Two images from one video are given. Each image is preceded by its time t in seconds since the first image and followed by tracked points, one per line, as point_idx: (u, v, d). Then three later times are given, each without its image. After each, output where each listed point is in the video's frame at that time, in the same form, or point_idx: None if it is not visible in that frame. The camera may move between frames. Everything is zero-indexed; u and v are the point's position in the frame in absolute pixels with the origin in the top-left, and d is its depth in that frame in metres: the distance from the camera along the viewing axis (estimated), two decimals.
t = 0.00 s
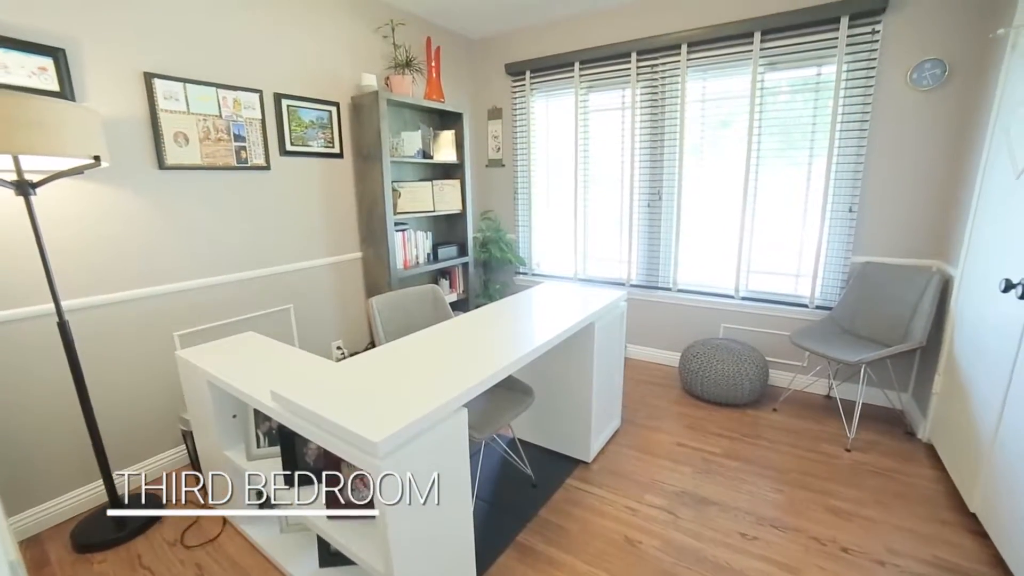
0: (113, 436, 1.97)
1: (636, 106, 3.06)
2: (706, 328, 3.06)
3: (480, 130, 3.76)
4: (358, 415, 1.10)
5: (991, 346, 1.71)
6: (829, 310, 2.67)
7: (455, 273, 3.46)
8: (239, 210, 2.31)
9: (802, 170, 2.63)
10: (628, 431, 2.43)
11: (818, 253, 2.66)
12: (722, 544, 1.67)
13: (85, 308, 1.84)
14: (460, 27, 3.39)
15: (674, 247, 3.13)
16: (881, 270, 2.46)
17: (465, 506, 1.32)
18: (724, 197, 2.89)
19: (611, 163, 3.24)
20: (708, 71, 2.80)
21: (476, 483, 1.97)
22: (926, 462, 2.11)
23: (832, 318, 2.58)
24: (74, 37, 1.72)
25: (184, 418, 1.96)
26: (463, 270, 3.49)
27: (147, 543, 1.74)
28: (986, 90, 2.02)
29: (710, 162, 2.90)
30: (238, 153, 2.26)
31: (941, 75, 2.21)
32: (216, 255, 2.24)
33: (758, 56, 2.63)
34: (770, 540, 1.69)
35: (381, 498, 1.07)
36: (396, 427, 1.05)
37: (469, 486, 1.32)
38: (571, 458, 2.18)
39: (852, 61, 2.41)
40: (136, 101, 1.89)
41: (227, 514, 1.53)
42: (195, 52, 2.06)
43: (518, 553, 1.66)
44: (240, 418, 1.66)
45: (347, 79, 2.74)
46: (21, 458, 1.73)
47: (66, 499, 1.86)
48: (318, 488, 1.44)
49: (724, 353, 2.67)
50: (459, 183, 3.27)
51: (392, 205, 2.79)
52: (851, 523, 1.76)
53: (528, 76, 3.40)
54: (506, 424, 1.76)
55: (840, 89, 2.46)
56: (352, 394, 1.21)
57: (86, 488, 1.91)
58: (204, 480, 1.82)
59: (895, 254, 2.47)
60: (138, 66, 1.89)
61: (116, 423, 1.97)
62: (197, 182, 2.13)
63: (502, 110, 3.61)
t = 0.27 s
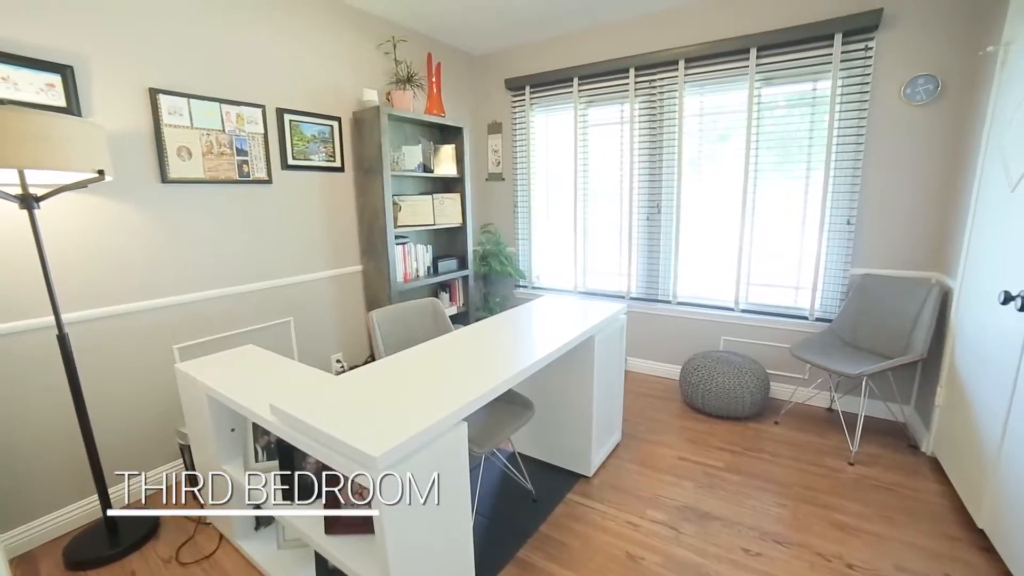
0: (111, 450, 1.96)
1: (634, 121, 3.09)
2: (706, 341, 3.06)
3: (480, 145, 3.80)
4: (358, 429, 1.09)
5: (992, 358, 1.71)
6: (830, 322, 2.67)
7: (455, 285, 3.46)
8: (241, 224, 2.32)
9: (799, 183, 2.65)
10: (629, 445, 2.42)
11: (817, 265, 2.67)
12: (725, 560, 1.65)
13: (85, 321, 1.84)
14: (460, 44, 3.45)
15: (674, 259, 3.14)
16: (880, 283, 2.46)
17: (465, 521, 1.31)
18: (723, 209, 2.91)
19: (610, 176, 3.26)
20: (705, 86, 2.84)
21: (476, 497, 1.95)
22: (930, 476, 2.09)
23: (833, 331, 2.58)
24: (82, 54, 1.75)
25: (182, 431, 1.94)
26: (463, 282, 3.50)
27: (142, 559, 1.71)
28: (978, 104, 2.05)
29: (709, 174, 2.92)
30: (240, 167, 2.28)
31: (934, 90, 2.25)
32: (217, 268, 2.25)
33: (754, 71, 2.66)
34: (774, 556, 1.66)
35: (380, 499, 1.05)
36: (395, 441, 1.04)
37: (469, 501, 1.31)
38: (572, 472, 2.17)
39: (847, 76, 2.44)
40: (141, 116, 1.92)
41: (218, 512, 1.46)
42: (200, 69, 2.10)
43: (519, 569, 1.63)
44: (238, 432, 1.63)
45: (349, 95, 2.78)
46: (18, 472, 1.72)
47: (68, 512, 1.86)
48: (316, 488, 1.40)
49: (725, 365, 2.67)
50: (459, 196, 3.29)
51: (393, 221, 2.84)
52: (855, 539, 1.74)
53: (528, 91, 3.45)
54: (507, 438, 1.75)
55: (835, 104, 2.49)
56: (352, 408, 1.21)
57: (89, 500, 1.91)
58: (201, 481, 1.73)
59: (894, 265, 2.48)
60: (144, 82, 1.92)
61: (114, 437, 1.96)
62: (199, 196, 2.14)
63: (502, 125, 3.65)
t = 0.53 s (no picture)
0: (108, 464, 1.94)
1: (633, 135, 3.12)
2: (707, 354, 3.05)
3: (480, 159, 3.84)
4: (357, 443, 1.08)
5: (994, 370, 1.71)
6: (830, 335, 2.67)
7: (455, 299, 3.46)
8: (242, 237, 2.33)
9: (797, 196, 2.67)
10: (630, 459, 2.39)
11: (817, 277, 2.67)
12: None
13: (84, 334, 1.84)
14: (461, 60, 3.51)
15: (673, 272, 3.14)
16: (879, 295, 2.47)
17: (464, 538, 1.29)
18: (722, 222, 2.92)
19: (609, 189, 3.29)
20: (703, 101, 2.88)
21: (475, 513, 1.92)
22: (936, 490, 2.07)
23: (833, 343, 2.57)
24: (87, 71, 1.77)
25: (179, 446, 1.93)
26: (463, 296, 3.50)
27: None
28: (971, 118, 2.08)
29: (707, 187, 2.94)
30: (241, 181, 2.30)
31: (928, 105, 2.28)
32: (218, 281, 2.25)
33: (751, 87, 2.70)
34: (777, 573, 1.64)
35: (380, 499, 1.01)
36: (396, 456, 1.04)
37: (468, 516, 1.29)
38: (572, 487, 2.14)
39: (842, 91, 2.48)
40: (145, 132, 1.94)
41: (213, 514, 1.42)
42: (204, 85, 2.13)
43: None
44: (236, 446, 1.61)
45: (350, 110, 2.81)
46: (14, 486, 1.70)
47: (66, 526, 1.85)
48: (315, 487, 1.37)
49: (725, 378, 2.66)
50: (459, 210, 3.32)
51: (393, 235, 2.85)
52: (860, 554, 1.71)
53: (527, 106, 3.50)
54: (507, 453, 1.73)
55: (831, 118, 2.52)
56: (351, 422, 1.20)
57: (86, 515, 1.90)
58: (200, 480, 1.66)
59: (892, 278, 2.48)
60: (148, 97, 1.95)
61: (111, 452, 1.95)
62: (201, 210, 2.16)
63: (502, 139, 3.69)
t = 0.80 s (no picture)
0: (103, 480, 1.92)
1: (631, 149, 3.16)
2: (707, 367, 3.04)
3: (480, 173, 3.88)
4: (357, 458, 1.07)
5: (997, 383, 1.70)
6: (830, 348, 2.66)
7: (455, 312, 3.46)
8: (243, 251, 2.35)
9: (795, 209, 2.69)
10: (631, 474, 2.37)
11: (816, 290, 2.68)
12: None
13: (84, 348, 1.83)
14: (461, 77, 3.56)
15: (673, 285, 3.15)
16: (879, 308, 2.47)
17: (463, 555, 1.27)
18: (721, 234, 2.94)
19: (609, 202, 3.31)
20: (700, 116, 2.92)
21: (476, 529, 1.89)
22: (941, 506, 2.04)
23: (834, 356, 2.56)
24: (93, 88, 1.80)
25: (175, 461, 1.91)
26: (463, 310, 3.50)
27: None
28: (964, 133, 2.11)
29: (706, 200, 2.96)
30: (243, 196, 2.32)
31: (922, 120, 2.32)
32: (218, 294, 2.26)
33: (747, 102, 2.74)
34: None
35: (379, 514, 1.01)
36: (395, 471, 1.03)
37: (467, 532, 1.28)
38: (573, 503, 2.12)
39: (838, 106, 2.52)
40: (148, 147, 1.97)
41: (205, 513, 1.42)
42: (208, 101, 2.16)
43: None
44: (234, 460, 1.59)
45: (352, 125, 2.85)
46: (9, 503, 1.68)
47: (63, 541, 1.82)
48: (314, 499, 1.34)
49: (726, 392, 2.64)
50: (459, 224, 3.34)
51: (393, 249, 2.86)
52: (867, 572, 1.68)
53: (527, 121, 3.54)
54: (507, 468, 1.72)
55: (828, 133, 2.55)
56: (349, 437, 1.19)
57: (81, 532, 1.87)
58: (200, 482, 1.58)
59: (891, 290, 2.49)
60: (153, 113, 1.98)
61: (107, 468, 1.93)
62: (203, 224, 2.17)
63: (502, 154, 3.73)
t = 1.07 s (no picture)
0: (98, 496, 1.90)
1: (630, 164, 3.19)
2: (709, 381, 3.03)
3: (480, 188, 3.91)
4: (356, 474, 1.07)
5: (1000, 396, 1.69)
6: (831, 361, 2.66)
7: (455, 326, 3.46)
8: (244, 265, 2.35)
9: (793, 223, 2.71)
10: (632, 490, 2.34)
11: (816, 303, 2.68)
12: None
13: (83, 362, 1.83)
14: (461, 93, 3.62)
15: (673, 299, 3.15)
16: (879, 321, 2.47)
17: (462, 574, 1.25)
18: (720, 247, 2.95)
19: (608, 216, 3.33)
20: (698, 131, 2.95)
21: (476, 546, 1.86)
22: (947, 522, 2.01)
23: (835, 370, 2.55)
24: (99, 105, 1.83)
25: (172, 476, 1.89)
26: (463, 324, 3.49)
27: None
28: (959, 147, 2.14)
29: (705, 214, 2.98)
30: (245, 211, 2.34)
31: (917, 135, 2.35)
32: (218, 308, 2.26)
33: (744, 117, 2.78)
34: None
35: (378, 531, 0.99)
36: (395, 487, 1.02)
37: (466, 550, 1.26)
38: (574, 519, 2.09)
39: (833, 121, 2.55)
40: (152, 162, 1.99)
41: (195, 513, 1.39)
42: (211, 117, 2.20)
43: None
44: (232, 476, 1.58)
45: (353, 141, 2.88)
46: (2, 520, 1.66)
47: (49, 562, 1.77)
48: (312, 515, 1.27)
49: (727, 406, 2.63)
50: (459, 238, 3.35)
51: (394, 263, 2.87)
52: None
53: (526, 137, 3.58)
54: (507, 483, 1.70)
55: (824, 148, 2.58)
56: (348, 453, 1.18)
57: (70, 551, 1.83)
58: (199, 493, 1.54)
59: (891, 303, 2.50)
60: (157, 129, 2.00)
61: (102, 484, 1.91)
62: (204, 238, 2.18)
63: (502, 169, 3.77)
